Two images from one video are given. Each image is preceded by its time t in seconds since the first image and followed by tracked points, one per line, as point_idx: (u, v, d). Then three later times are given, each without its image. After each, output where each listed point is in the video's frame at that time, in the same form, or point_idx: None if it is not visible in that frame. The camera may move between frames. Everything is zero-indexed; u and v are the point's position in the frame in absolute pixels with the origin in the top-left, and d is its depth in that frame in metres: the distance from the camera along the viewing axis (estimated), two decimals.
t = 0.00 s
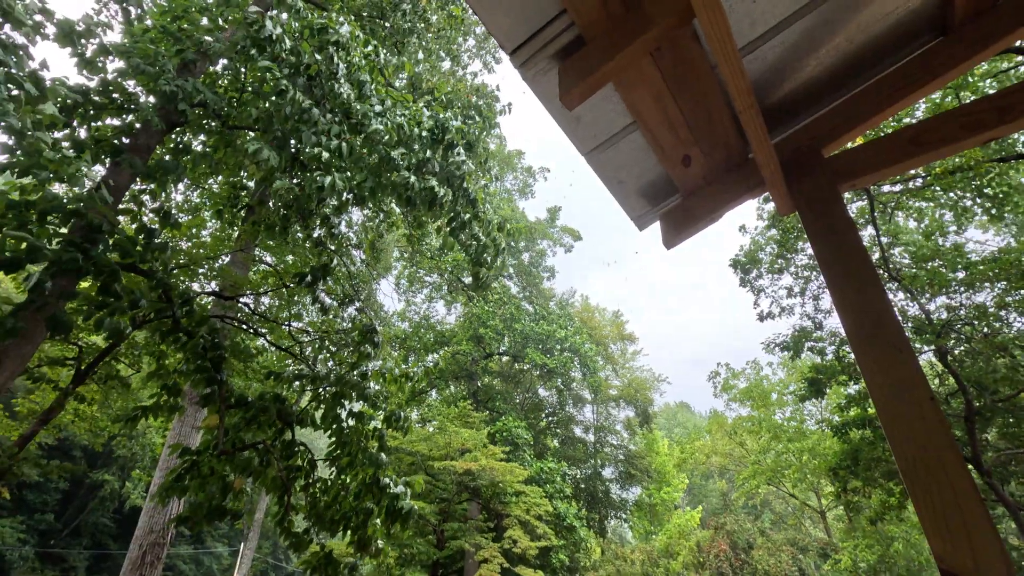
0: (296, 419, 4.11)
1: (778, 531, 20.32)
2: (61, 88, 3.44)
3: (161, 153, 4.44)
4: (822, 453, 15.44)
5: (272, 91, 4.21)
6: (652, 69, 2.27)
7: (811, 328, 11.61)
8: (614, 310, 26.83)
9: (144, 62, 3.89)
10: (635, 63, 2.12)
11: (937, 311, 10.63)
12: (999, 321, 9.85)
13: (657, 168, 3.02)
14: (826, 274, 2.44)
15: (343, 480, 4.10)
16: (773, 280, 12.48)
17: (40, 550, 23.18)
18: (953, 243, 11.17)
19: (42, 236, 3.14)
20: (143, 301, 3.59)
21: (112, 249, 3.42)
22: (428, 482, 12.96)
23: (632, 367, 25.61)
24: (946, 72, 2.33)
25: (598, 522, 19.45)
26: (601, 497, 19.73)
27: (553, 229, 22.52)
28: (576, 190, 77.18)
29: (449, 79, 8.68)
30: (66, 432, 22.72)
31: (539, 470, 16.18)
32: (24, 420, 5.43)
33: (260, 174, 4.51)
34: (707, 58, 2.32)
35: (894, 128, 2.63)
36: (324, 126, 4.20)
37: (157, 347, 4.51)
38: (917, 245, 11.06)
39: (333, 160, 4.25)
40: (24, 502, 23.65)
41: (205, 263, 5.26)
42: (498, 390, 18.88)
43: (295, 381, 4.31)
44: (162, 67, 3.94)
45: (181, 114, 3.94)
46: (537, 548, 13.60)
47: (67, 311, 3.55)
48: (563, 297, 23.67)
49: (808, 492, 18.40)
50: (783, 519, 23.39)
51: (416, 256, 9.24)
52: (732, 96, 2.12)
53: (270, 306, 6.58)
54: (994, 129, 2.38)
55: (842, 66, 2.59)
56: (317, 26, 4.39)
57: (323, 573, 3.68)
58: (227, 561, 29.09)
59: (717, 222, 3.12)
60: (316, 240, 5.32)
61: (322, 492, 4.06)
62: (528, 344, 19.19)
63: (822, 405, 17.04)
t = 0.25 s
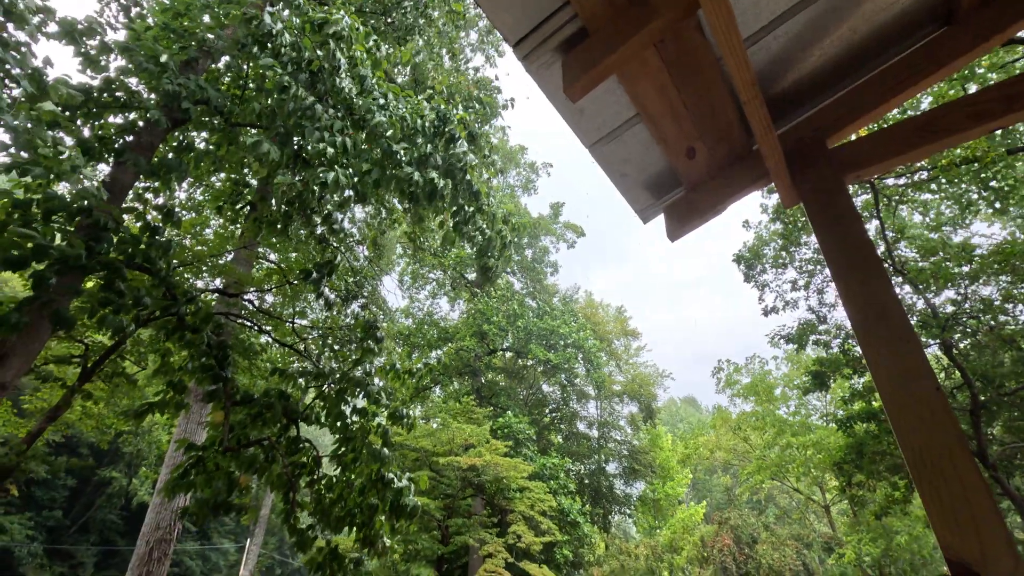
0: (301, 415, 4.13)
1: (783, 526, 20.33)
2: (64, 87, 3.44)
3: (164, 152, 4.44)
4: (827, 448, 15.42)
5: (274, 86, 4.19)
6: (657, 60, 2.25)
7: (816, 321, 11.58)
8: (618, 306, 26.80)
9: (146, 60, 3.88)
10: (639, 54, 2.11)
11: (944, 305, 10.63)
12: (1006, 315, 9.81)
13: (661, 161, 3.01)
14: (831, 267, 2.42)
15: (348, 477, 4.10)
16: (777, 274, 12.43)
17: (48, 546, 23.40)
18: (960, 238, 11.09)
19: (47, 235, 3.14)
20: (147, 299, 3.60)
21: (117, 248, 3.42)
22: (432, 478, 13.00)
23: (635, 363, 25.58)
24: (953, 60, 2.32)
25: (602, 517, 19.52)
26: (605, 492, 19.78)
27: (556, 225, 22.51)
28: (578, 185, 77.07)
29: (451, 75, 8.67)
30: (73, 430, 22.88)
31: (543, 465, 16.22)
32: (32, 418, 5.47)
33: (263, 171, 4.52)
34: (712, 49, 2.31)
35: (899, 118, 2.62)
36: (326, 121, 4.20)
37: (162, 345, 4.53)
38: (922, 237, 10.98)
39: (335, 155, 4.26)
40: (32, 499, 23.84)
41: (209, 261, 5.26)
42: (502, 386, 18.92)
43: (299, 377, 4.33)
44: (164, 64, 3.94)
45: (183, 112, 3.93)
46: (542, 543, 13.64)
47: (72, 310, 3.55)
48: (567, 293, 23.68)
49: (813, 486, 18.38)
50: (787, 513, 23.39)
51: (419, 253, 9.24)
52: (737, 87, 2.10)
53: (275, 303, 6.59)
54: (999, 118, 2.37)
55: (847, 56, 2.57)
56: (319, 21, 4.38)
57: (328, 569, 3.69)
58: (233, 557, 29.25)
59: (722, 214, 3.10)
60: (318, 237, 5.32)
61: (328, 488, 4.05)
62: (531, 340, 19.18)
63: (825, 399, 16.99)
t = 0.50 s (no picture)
0: (307, 404, 4.16)
1: (787, 508, 20.45)
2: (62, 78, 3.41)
3: (164, 143, 4.42)
4: (831, 431, 15.46)
5: (273, 74, 4.17)
6: (659, 27, 2.23)
7: (820, 302, 11.48)
8: (621, 293, 26.75)
9: (144, 50, 3.85)
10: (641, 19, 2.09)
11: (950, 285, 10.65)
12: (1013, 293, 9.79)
13: (664, 133, 2.99)
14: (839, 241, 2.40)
15: (355, 465, 4.15)
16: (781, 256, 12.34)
17: (62, 536, 23.77)
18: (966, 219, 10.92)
19: (50, 228, 3.15)
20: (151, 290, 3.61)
21: (120, 240, 3.43)
22: (439, 465, 13.10)
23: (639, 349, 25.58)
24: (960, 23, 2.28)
25: (607, 502, 19.71)
26: (610, 477, 19.94)
27: (559, 212, 22.42)
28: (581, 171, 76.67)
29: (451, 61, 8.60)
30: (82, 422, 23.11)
31: (548, 451, 16.33)
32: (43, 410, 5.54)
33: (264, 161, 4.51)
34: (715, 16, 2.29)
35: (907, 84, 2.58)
36: (326, 107, 4.16)
37: (168, 335, 4.55)
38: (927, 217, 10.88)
39: (338, 141, 4.24)
40: (44, 491, 24.16)
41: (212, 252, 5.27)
42: (506, 374, 18.98)
43: (304, 365, 4.34)
44: (162, 54, 3.91)
45: (182, 102, 3.91)
46: (548, 528, 13.78)
47: (78, 302, 3.57)
48: (570, 280, 23.67)
49: (817, 469, 18.43)
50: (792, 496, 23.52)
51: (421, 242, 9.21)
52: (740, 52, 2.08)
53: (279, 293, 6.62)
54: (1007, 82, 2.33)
55: (852, 21, 2.53)
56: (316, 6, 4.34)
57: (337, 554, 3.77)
58: (243, 545, 29.64)
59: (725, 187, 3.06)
60: (321, 226, 5.32)
61: (335, 476, 4.12)
62: (535, 328, 19.19)
63: (829, 381, 17.00)
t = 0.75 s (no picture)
0: (311, 386, 4.18)
1: (789, 480, 20.71)
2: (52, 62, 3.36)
3: (159, 128, 4.38)
4: (832, 403, 15.59)
5: (266, 53, 4.11)
6: None
7: (821, 274, 11.38)
8: (622, 271, 26.73)
9: (134, 32, 3.79)
10: None
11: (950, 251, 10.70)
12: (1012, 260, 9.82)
13: (663, 94, 2.96)
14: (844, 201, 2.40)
15: (361, 445, 4.19)
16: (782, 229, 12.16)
17: (75, 521, 24.20)
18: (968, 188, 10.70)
19: (48, 214, 3.13)
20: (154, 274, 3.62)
21: (119, 225, 3.42)
22: (443, 445, 13.25)
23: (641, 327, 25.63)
24: None
25: (611, 478, 20.07)
26: (614, 454, 20.24)
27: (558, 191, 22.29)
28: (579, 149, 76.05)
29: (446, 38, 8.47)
30: (90, 409, 23.35)
31: (551, 429, 16.50)
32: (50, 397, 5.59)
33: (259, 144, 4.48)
34: None
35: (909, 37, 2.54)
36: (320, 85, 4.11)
37: (172, 321, 4.58)
38: (927, 187, 10.79)
39: (331, 116, 4.18)
40: (56, 477, 24.52)
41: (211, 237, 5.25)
42: (509, 353, 19.07)
43: (308, 347, 4.36)
44: (153, 36, 3.85)
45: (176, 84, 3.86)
46: (553, 504, 13.99)
47: (80, 290, 3.57)
48: (571, 258, 23.64)
49: (818, 441, 18.60)
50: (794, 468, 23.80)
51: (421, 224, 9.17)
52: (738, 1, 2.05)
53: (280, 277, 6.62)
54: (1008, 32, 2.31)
55: None
56: None
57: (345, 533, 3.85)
58: (254, 526, 30.15)
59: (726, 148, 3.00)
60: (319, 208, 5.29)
61: (342, 457, 4.16)
62: (536, 307, 19.21)
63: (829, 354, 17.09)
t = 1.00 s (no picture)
0: (309, 362, 4.19)
1: (782, 447, 21.09)
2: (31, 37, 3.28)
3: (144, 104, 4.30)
4: (825, 372, 15.78)
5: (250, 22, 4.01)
6: None
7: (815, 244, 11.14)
8: (617, 244, 26.72)
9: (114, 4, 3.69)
10: None
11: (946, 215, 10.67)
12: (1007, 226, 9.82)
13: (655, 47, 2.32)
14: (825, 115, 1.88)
15: (361, 419, 4.22)
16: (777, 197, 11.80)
17: (80, 501, 24.52)
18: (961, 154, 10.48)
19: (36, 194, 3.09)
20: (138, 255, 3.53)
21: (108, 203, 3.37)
22: (442, 419, 13.41)
23: (637, 300, 25.75)
24: None
25: (609, 448, 20.63)
26: (611, 425, 20.71)
27: (553, 165, 22.10)
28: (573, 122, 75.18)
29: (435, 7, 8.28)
30: (89, 392, 23.45)
31: (549, 402, 16.70)
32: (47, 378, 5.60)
33: (248, 119, 4.40)
34: None
35: None
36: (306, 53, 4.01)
37: (167, 300, 4.56)
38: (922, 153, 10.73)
39: (319, 82, 4.08)
40: (59, 459, 24.75)
41: (202, 215, 5.19)
42: (505, 328, 19.13)
43: (305, 324, 4.36)
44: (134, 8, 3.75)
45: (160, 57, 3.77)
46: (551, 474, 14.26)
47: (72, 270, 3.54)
48: (566, 233, 23.56)
49: (811, 409, 18.87)
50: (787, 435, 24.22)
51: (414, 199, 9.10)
52: None
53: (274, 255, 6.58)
54: None
55: None
56: None
57: (349, 504, 3.93)
58: (257, 503, 30.62)
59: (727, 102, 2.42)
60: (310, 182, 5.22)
61: (343, 431, 4.21)
62: (532, 282, 19.20)
63: (823, 323, 17.26)
